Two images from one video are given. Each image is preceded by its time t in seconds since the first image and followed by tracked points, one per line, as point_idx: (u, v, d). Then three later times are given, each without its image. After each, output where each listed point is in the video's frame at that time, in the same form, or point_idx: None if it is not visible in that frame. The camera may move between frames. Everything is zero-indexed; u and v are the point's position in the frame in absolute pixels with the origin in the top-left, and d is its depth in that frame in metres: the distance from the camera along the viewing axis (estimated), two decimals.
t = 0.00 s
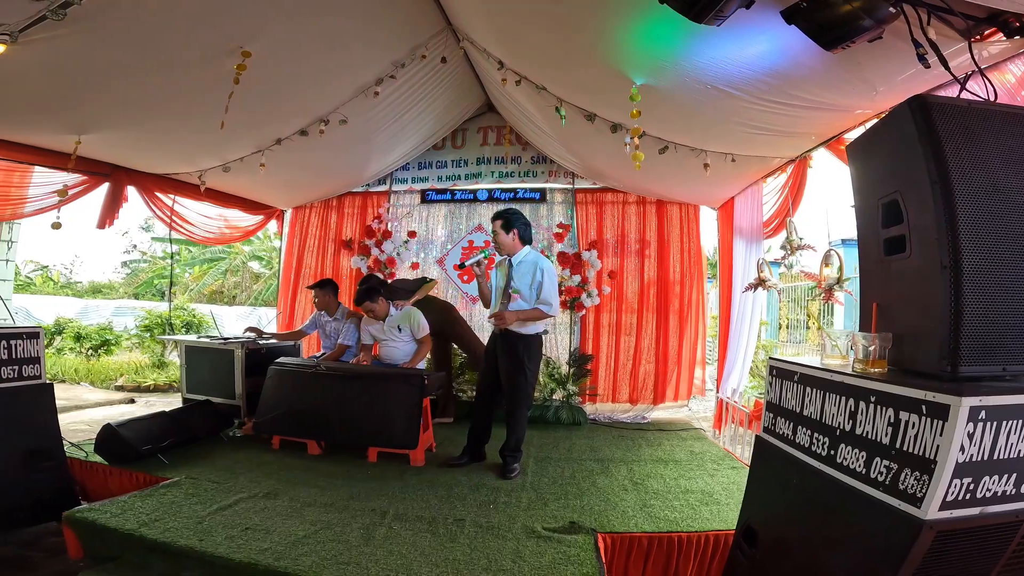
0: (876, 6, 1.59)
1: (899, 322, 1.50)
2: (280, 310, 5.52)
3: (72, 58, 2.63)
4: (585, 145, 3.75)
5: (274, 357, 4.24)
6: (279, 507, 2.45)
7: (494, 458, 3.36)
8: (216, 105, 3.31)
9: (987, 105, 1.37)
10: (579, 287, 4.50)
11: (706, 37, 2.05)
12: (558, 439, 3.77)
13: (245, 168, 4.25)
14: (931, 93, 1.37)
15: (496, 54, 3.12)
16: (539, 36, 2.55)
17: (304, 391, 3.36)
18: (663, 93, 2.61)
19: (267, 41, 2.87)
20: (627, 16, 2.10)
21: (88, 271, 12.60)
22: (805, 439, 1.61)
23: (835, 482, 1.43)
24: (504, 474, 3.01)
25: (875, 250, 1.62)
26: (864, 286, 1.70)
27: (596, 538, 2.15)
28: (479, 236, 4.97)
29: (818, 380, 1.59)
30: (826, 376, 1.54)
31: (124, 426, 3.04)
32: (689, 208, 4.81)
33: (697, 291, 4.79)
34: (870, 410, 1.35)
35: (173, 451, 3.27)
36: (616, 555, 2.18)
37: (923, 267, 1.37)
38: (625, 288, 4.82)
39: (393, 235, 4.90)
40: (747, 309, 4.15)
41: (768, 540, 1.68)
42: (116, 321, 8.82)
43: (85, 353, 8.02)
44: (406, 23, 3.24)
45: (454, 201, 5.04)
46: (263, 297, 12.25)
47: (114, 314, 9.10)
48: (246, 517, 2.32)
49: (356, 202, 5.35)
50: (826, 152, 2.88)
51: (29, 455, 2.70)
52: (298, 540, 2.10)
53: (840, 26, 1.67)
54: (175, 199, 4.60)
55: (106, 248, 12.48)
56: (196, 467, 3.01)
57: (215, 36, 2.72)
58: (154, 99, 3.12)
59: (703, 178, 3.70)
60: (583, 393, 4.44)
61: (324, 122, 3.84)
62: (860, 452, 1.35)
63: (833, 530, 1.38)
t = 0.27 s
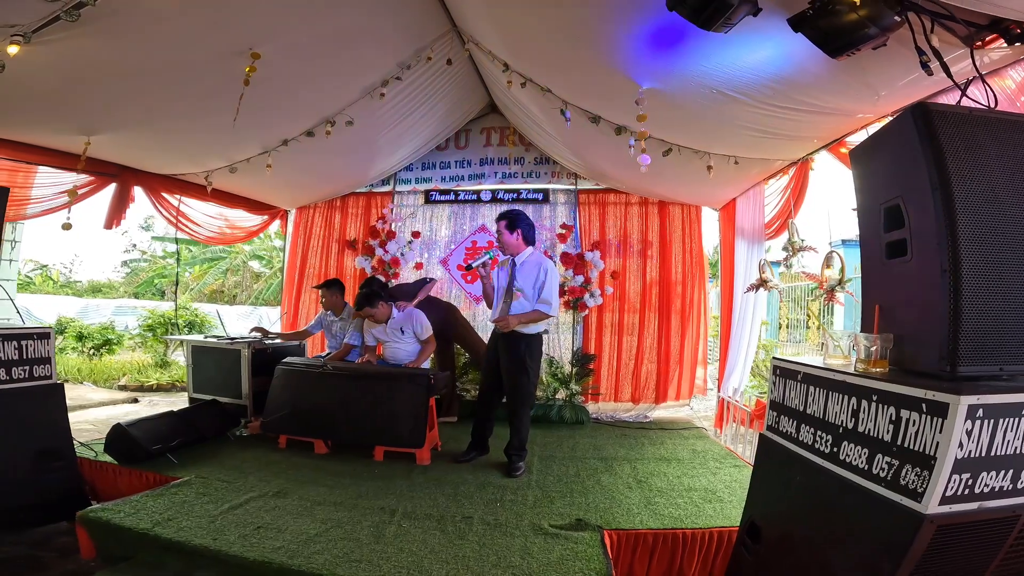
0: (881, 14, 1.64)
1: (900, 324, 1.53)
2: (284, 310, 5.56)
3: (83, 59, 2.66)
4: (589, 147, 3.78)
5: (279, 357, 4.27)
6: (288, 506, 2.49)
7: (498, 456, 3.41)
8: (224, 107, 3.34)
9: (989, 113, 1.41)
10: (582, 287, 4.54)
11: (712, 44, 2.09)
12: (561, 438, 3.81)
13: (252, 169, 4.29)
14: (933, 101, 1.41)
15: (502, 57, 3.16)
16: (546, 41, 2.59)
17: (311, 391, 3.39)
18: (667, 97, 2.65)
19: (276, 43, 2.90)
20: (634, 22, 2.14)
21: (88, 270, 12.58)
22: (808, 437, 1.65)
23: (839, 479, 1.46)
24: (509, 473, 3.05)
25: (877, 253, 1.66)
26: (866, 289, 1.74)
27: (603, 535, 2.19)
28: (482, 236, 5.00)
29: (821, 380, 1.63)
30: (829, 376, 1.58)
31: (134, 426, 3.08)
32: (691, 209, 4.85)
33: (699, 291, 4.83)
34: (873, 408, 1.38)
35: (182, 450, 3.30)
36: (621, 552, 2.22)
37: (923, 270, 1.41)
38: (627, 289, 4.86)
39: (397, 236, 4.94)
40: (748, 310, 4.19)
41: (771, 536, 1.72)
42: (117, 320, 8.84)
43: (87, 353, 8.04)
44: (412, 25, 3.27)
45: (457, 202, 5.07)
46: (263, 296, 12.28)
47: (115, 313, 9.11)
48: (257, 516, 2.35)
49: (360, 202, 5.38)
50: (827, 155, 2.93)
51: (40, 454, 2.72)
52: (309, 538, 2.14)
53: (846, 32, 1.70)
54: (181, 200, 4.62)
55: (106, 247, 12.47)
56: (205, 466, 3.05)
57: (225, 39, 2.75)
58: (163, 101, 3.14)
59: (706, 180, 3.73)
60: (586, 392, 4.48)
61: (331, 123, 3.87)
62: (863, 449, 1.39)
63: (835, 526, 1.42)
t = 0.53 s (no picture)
0: (883, 19, 1.66)
1: (900, 325, 1.56)
2: (287, 310, 5.58)
3: (89, 61, 2.67)
4: (591, 148, 3.80)
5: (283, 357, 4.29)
6: (294, 505, 2.51)
7: (500, 455, 3.43)
8: (229, 108, 3.36)
9: (989, 118, 1.43)
10: (584, 287, 4.56)
11: (716, 48, 2.11)
12: (563, 438, 3.83)
13: (256, 169, 4.31)
14: (935, 107, 1.43)
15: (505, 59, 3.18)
16: (551, 43, 2.60)
17: (315, 391, 3.41)
18: (670, 100, 2.67)
19: (281, 45, 2.91)
20: (639, 25, 2.16)
21: (88, 269, 12.58)
22: (810, 436, 1.68)
23: (840, 478, 1.49)
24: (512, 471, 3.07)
25: (878, 256, 1.68)
26: (867, 290, 1.76)
27: (606, 534, 2.21)
28: (484, 236, 5.02)
29: (823, 380, 1.65)
30: (831, 376, 1.60)
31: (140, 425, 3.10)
32: (692, 210, 4.88)
33: (700, 291, 4.86)
34: (873, 407, 1.41)
35: (187, 450, 3.32)
36: (624, 550, 2.24)
37: (923, 273, 1.44)
38: (628, 289, 4.89)
39: (400, 236, 4.87)
40: (749, 310, 4.21)
41: (773, 535, 1.74)
42: (119, 320, 8.85)
43: (88, 352, 8.06)
44: (415, 27, 3.29)
45: (459, 202, 5.09)
46: (263, 296, 12.30)
47: (116, 313, 9.11)
48: (264, 516, 2.38)
49: (362, 202, 5.40)
50: (828, 157, 2.95)
51: (48, 454, 2.74)
52: (316, 537, 2.16)
53: (849, 37, 1.73)
54: (185, 200, 4.64)
55: (106, 247, 12.47)
56: (210, 466, 3.07)
57: (231, 41, 2.77)
58: (168, 102, 3.16)
59: (707, 181, 3.76)
60: (587, 392, 4.50)
61: (334, 124, 3.88)
62: (863, 448, 1.42)
63: (836, 525, 1.45)
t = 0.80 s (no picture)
0: (886, 20, 1.67)
1: (902, 325, 1.56)
2: (287, 309, 5.59)
3: (91, 59, 2.67)
4: (591, 147, 3.81)
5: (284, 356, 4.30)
6: (296, 504, 2.51)
7: (500, 454, 3.43)
8: (230, 107, 3.36)
9: (992, 119, 1.43)
10: (584, 286, 4.56)
11: (719, 48, 2.12)
12: (563, 437, 3.83)
13: (257, 168, 4.31)
14: (938, 107, 1.44)
15: (507, 58, 3.18)
16: (553, 42, 2.60)
17: (316, 390, 3.41)
18: (672, 99, 2.67)
19: (282, 44, 2.91)
20: (641, 24, 2.16)
21: (88, 269, 12.56)
22: (812, 435, 1.68)
23: (842, 477, 1.49)
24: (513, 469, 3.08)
25: (880, 255, 1.69)
26: (869, 290, 1.77)
27: (608, 532, 2.22)
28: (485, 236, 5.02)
29: (825, 379, 1.66)
30: (833, 375, 1.61)
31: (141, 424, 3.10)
32: (693, 209, 4.89)
33: (700, 290, 4.87)
34: (876, 406, 1.41)
35: (188, 449, 3.32)
36: (626, 549, 2.25)
37: (925, 272, 1.44)
38: (629, 288, 4.89)
39: (400, 235, 4.96)
40: (749, 310, 4.22)
41: (775, 534, 1.75)
42: (118, 319, 8.84)
43: (88, 351, 8.05)
44: (417, 26, 3.29)
45: (460, 202, 5.10)
46: (263, 295, 12.30)
47: (115, 312, 9.10)
48: (266, 515, 2.38)
49: (363, 201, 5.39)
50: (829, 157, 2.96)
51: (49, 453, 2.74)
52: (318, 536, 2.16)
53: (852, 38, 1.73)
54: (186, 199, 4.63)
55: (105, 246, 12.45)
56: (212, 465, 3.07)
57: (233, 40, 2.77)
58: (169, 100, 3.16)
59: (709, 181, 3.76)
60: (588, 391, 4.50)
61: (335, 123, 3.88)
62: (866, 446, 1.42)
63: (838, 523, 1.45)
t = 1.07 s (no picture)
0: (889, 20, 1.68)
1: (905, 324, 1.56)
2: (287, 308, 5.58)
3: (91, 58, 2.66)
4: (592, 147, 3.80)
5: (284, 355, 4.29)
6: (296, 504, 2.51)
7: (502, 453, 3.43)
8: (230, 106, 3.35)
9: (995, 118, 1.43)
10: (585, 286, 4.55)
11: (721, 47, 2.12)
12: (564, 437, 3.82)
13: (257, 167, 4.30)
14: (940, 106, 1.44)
15: (508, 57, 3.18)
16: (554, 42, 2.60)
17: (317, 389, 3.41)
18: (673, 99, 2.67)
19: (283, 43, 2.91)
20: (643, 24, 2.15)
21: (87, 268, 12.55)
22: (815, 434, 1.68)
23: (845, 476, 1.49)
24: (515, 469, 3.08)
25: (882, 254, 1.69)
26: (871, 289, 1.77)
27: (609, 532, 2.22)
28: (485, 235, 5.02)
29: (827, 378, 1.66)
30: (836, 374, 1.61)
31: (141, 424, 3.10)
32: (693, 209, 4.89)
33: (700, 289, 4.87)
34: (879, 405, 1.41)
35: (188, 448, 3.32)
36: (627, 548, 2.25)
37: (928, 271, 1.44)
38: (629, 287, 4.89)
39: (400, 234, 4.95)
40: (750, 309, 4.22)
41: (777, 533, 1.75)
42: (118, 318, 8.83)
43: (87, 351, 8.05)
44: (418, 25, 3.29)
45: (460, 201, 5.09)
46: (262, 294, 12.29)
47: (114, 311, 9.09)
48: (267, 515, 2.37)
49: (363, 201, 5.39)
50: (830, 156, 2.96)
51: (50, 453, 2.74)
52: (319, 536, 2.16)
53: (854, 38, 1.73)
54: (186, 198, 4.63)
55: (104, 245, 12.44)
56: (212, 465, 3.07)
57: (233, 38, 2.76)
58: (170, 100, 3.15)
59: (710, 181, 3.76)
60: (588, 390, 4.50)
61: (336, 122, 3.88)
62: (868, 445, 1.42)
63: (840, 523, 1.45)
